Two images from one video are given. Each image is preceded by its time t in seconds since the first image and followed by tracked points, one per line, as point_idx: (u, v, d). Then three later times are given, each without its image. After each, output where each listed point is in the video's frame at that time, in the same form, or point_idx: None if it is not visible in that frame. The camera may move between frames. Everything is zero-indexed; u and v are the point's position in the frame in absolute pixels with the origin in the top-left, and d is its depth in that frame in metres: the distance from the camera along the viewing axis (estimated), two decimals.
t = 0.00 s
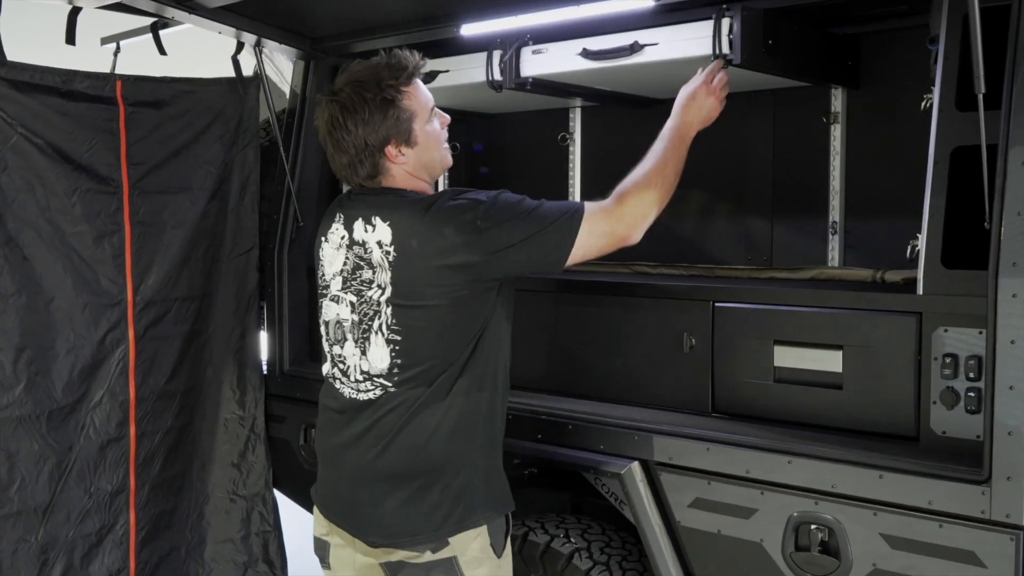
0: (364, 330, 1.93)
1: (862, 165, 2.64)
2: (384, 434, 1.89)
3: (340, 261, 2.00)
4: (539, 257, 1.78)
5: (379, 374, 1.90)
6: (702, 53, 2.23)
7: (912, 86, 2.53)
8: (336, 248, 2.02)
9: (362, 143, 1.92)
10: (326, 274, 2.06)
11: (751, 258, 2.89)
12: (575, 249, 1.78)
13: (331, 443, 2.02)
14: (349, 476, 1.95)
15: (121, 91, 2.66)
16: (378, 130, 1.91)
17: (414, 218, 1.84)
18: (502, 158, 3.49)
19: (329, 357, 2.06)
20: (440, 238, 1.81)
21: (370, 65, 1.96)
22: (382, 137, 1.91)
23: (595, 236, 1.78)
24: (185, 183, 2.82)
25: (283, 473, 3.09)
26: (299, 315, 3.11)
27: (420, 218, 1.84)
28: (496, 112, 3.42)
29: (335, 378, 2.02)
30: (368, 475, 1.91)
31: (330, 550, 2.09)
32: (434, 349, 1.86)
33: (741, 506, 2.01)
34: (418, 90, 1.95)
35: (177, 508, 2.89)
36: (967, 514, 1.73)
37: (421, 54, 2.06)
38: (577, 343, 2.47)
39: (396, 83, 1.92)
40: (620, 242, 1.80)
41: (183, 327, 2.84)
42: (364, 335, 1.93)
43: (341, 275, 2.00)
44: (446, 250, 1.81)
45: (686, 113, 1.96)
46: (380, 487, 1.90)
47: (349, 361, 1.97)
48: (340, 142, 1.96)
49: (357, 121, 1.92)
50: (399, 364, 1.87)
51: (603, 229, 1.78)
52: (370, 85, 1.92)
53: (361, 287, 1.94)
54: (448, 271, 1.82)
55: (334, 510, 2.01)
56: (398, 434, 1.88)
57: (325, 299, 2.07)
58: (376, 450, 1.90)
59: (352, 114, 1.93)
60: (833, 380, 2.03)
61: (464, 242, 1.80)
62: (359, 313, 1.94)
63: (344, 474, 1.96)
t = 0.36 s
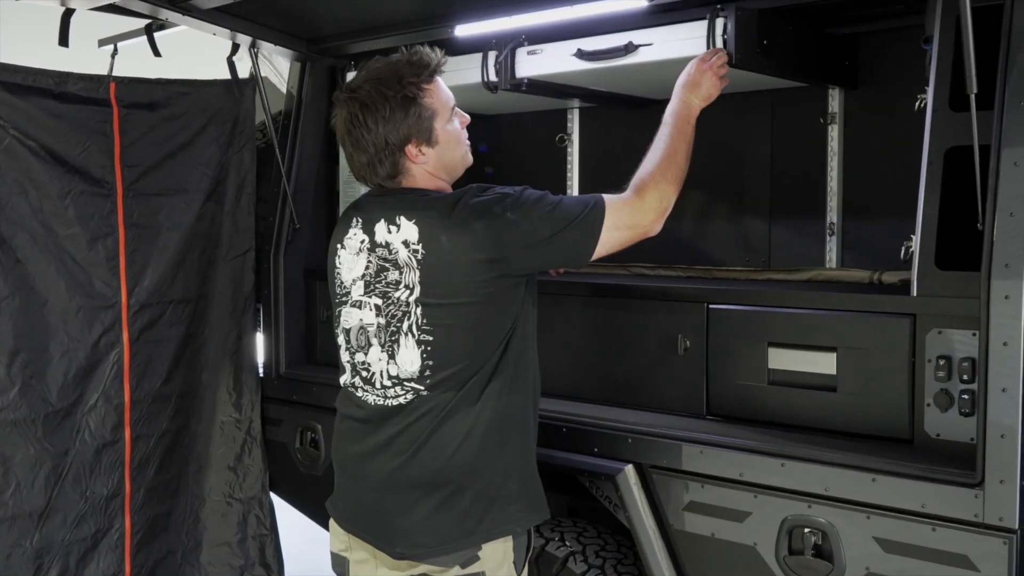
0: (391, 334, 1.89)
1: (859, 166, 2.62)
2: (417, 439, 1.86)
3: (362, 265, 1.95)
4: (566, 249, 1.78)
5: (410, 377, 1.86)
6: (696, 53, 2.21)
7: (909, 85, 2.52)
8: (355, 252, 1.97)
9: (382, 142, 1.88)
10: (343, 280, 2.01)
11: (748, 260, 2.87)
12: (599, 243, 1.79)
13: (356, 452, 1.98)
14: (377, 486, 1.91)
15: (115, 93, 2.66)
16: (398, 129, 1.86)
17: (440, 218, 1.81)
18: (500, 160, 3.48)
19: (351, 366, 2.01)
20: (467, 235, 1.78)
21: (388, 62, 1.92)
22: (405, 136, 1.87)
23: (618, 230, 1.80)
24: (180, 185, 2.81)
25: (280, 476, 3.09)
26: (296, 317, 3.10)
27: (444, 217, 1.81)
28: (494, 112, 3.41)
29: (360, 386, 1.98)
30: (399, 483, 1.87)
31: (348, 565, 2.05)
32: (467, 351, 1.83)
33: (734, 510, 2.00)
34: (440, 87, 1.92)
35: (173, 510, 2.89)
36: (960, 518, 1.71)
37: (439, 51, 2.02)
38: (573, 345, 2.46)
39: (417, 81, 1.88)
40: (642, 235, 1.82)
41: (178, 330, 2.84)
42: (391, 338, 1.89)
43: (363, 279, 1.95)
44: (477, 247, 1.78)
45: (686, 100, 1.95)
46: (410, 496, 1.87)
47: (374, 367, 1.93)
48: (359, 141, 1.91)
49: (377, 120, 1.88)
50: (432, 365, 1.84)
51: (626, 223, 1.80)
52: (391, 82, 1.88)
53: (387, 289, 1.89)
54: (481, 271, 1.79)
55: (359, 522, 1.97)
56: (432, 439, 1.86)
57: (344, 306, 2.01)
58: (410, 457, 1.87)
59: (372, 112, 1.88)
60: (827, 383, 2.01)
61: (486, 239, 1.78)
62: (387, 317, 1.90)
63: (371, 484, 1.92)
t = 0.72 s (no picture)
0: (398, 344, 1.86)
1: (855, 169, 2.61)
2: (423, 450, 1.83)
3: (363, 275, 1.92)
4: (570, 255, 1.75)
5: (417, 389, 1.83)
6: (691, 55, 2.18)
7: (904, 88, 2.51)
8: (356, 261, 1.93)
9: (381, 146, 1.85)
10: (344, 290, 1.97)
11: (745, 263, 2.86)
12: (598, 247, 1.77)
13: (360, 464, 1.94)
14: (384, 496, 1.87)
15: (108, 97, 2.66)
16: (398, 134, 1.83)
17: (445, 223, 1.77)
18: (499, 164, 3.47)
19: (355, 376, 1.98)
20: (476, 238, 1.74)
21: (393, 62, 1.88)
22: (405, 141, 1.84)
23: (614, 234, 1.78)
24: (174, 189, 2.81)
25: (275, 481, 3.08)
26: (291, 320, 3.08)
27: (452, 222, 1.77)
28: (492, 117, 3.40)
29: (364, 398, 1.94)
30: (406, 494, 1.84)
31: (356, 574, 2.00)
32: (475, 359, 1.81)
33: (726, 514, 1.99)
34: (444, 92, 1.88)
35: (166, 515, 2.88)
36: (951, 522, 1.70)
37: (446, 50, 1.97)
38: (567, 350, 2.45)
39: (419, 84, 1.84)
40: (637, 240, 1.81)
41: (171, 334, 2.83)
42: (398, 349, 1.86)
43: (366, 289, 1.92)
44: (487, 251, 1.74)
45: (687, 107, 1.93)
46: (419, 505, 1.83)
47: (379, 377, 1.90)
48: (357, 143, 1.88)
49: (377, 123, 1.85)
50: (440, 376, 1.82)
51: (624, 228, 1.78)
52: (393, 85, 1.84)
53: (392, 298, 1.86)
54: (491, 276, 1.76)
55: (366, 534, 1.92)
56: (441, 448, 1.82)
57: (345, 316, 1.98)
58: (420, 467, 1.83)
59: (372, 114, 1.84)
60: (821, 388, 2.00)
61: (495, 242, 1.74)
62: (392, 327, 1.87)
63: (378, 495, 1.89)
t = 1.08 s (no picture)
0: (422, 340, 1.82)
1: (848, 173, 2.61)
2: (442, 445, 1.79)
3: (385, 269, 1.88)
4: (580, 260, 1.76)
5: (443, 384, 1.80)
6: (681, 62, 2.18)
7: (897, 92, 2.50)
8: (377, 256, 1.89)
9: (409, 149, 1.84)
10: (360, 284, 1.92)
11: (739, 267, 2.85)
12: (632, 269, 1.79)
13: (370, 461, 1.86)
14: (398, 492, 1.81)
15: (100, 104, 2.66)
16: (425, 137, 1.82)
17: (482, 222, 1.78)
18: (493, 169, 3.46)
19: (367, 372, 1.91)
20: (509, 235, 1.76)
21: (418, 66, 1.87)
22: (433, 143, 1.82)
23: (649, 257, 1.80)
24: (166, 196, 2.80)
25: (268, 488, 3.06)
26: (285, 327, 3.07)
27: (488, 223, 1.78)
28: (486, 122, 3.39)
29: (378, 394, 1.88)
30: (422, 492, 1.79)
31: None
32: (502, 359, 1.80)
33: (718, 521, 1.98)
34: (468, 94, 1.87)
35: (159, 522, 2.87)
36: (944, 529, 1.69)
37: (468, 55, 1.96)
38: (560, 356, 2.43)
39: (445, 87, 1.83)
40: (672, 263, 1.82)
41: (164, 340, 2.82)
42: (423, 345, 1.82)
43: (386, 284, 1.87)
44: (520, 250, 1.76)
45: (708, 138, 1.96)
46: (432, 503, 1.78)
47: (397, 374, 1.85)
48: (384, 147, 1.86)
49: (404, 126, 1.83)
50: (468, 373, 1.79)
51: (657, 251, 1.79)
52: (421, 89, 1.83)
53: (418, 293, 1.83)
54: (519, 276, 1.77)
55: (369, 534, 1.86)
56: (464, 444, 1.78)
57: (361, 311, 1.92)
58: (440, 463, 1.78)
59: (399, 118, 1.83)
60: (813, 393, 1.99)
61: (527, 240, 1.75)
62: (417, 322, 1.83)
63: (389, 491, 1.82)
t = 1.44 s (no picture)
0: (405, 355, 1.82)
1: (841, 177, 2.61)
2: (428, 460, 1.79)
3: (363, 285, 1.88)
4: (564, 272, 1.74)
5: (426, 399, 1.79)
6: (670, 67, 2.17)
7: (888, 96, 2.50)
8: (354, 272, 1.89)
9: (382, 159, 1.81)
10: (341, 301, 1.93)
11: (732, 272, 2.85)
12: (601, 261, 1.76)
13: (362, 478, 1.87)
14: (389, 506, 1.82)
15: (93, 112, 2.65)
16: (396, 144, 1.80)
17: (456, 233, 1.76)
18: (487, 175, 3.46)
19: (354, 388, 1.91)
20: (489, 248, 1.74)
21: (375, 77, 1.86)
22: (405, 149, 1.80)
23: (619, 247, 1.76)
24: (159, 203, 2.79)
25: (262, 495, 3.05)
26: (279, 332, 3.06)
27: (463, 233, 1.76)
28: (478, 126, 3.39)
29: (366, 410, 1.88)
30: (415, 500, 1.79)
31: None
32: (483, 370, 1.78)
33: (712, 526, 1.98)
34: (431, 99, 1.86)
35: (153, 529, 2.86)
36: (937, 534, 1.68)
37: (425, 61, 1.97)
38: (553, 362, 2.43)
39: (408, 93, 1.83)
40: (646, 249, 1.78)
41: (158, 347, 2.82)
42: (405, 360, 1.82)
43: (366, 300, 1.88)
44: (501, 262, 1.74)
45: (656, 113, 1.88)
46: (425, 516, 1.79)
47: (383, 389, 1.85)
48: (356, 160, 1.83)
49: (373, 136, 1.81)
50: (449, 386, 1.78)
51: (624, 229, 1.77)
52: (384, 97, 1.82)
53: (397, 308, 1.82)
54: (500, 287, 1.76)
55: (367, 547, 1.87)
56: (452, 458, 1.78)
57: (344, 327, 1.93)
58: (429, 478, 1.78)
59: (367, 129, 1.81)
60: (806, 398, 1.99)
61: (511, 252, 1.73)
62: (398, 337, 1.83)
63: (381, 507, 1.83)
